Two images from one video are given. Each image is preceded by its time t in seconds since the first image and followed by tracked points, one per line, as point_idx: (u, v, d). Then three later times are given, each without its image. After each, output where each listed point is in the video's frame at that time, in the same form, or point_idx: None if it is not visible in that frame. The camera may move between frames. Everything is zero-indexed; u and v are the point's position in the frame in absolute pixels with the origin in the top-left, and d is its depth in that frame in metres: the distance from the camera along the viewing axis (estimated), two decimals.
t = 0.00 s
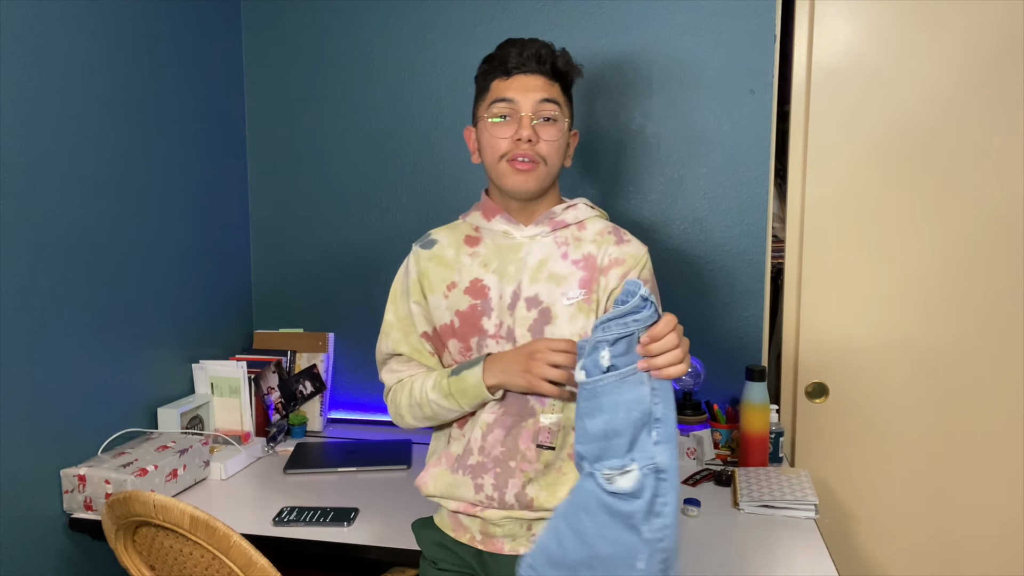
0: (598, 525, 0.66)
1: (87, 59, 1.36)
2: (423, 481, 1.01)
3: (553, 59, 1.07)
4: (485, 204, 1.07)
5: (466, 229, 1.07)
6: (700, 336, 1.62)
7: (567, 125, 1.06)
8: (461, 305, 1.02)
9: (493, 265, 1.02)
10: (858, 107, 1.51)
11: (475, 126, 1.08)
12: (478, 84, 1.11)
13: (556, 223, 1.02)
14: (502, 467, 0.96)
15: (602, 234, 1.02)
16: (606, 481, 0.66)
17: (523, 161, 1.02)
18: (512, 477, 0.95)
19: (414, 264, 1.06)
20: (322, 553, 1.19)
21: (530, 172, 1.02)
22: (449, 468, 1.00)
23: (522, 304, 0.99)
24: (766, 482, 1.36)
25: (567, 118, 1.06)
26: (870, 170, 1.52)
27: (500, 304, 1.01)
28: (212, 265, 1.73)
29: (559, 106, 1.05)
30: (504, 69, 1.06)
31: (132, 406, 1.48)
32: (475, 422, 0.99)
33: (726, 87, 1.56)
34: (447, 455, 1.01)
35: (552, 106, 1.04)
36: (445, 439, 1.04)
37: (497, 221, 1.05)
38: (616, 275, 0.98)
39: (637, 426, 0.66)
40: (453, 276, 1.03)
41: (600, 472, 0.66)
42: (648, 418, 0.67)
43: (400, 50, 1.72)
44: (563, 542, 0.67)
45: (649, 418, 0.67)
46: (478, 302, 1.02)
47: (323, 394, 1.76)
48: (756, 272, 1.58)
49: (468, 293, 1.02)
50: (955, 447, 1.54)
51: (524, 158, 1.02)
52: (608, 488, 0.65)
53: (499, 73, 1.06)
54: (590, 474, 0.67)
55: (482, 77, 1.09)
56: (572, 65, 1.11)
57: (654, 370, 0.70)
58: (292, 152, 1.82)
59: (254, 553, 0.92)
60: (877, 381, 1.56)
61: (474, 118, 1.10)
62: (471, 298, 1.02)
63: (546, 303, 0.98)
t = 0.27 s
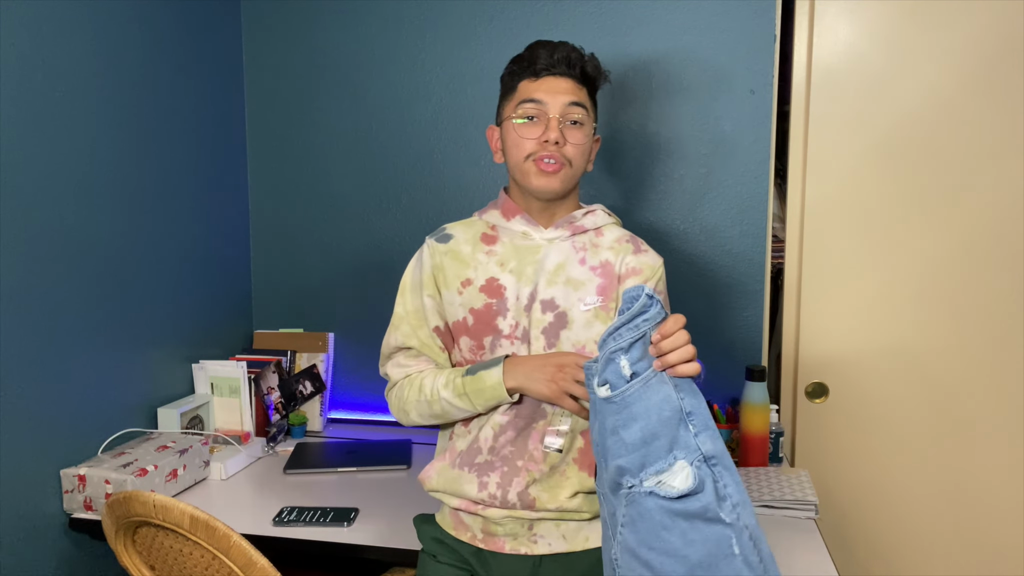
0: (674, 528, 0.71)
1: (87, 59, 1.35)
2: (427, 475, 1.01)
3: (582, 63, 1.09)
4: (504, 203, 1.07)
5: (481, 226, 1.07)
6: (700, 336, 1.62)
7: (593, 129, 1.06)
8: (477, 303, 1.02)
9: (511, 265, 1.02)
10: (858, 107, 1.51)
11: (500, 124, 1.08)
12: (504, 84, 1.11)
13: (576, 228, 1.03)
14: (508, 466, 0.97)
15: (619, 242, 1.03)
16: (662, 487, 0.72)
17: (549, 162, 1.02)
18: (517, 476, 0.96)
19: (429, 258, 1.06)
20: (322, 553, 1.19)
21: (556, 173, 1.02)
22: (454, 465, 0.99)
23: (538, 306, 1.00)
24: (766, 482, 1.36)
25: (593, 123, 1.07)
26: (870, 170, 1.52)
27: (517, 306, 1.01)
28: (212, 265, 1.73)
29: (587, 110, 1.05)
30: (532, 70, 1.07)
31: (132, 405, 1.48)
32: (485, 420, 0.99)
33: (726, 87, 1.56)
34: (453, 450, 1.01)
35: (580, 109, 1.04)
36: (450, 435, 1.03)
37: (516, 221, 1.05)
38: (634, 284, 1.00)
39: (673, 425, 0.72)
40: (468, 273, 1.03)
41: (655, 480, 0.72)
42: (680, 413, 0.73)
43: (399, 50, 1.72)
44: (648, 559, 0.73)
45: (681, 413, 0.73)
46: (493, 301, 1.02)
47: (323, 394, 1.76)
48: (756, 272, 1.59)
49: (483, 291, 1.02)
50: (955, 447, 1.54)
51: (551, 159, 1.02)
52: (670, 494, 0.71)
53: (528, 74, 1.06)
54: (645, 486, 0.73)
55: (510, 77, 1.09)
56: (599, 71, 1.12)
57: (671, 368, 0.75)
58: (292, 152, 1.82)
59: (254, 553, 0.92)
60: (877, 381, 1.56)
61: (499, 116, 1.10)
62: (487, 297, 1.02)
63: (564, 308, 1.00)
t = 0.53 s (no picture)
0: (684, 531, 0.71)
1: (87, 59, 1.36)
2: (423, 478, 1.00)
3: (596, 66, 1.08)
4: (508, 205, 1.07)
5: (482, 226, 1.07)
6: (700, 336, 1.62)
7: (603, 133, 1.06)
8: (479, 305, 1.02)
9: (513, 268, 1.03)
10: (858, 107, 1.51)
11: (511, 124, 1.07)
12: (515, 82, 1.10)
13: (579, 232, 1.04)
14: (505, 471, 0.97)
15: (622, 248, 1.04)
16: (672, 490, 0.72)
17: (561, 165, 1.02)
18: (514, 481, 0.96)
19: (428, 257, 1.05)
20: (321, 553, 1.19)
21: (566, 176, 1.02)
22: (450, 468, 0.99)
23: (540, 311, 1.00)
24: (766, 482, 1.36)
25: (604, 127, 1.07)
26: (870, 171, 1.52)
27: (519, 310, 1.01)
28: (212, 265, 1.73)
29: (599, 114, 1.05)
30: (545, 70, 1.06)
31: (132, 405, 1.48)
32: (482, 426, 0.99)
33: (727, 87, 1.56)
34: (448, 456, 1.00)
35: (593, 114, 1.04)
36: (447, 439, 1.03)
37: (519, 223, 1.05)
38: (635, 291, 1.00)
39: (681, 427, 0.72)
40: (469, 274, 1.03)
41: (664, 482, 0.72)
42: (688, 415, 0.73)
43: (399, 49, 1.72)
44: (658, 562, 0.73)
45: (689, 414, 0.73)
46: (494, 304, 1.02)
47: (323, 394, 1.76)
48: (756, 272, 1.59)
49: (485, 294, 1.02)
50: (956, 447, 1.54)
51: (563, 162, 1.02)
52: (680, 497, 0.71)
53: (540, 73, 1.06)
54: (654, 489, 0.73)
55: (521, 76, 1.08)
56: (612, 75, 1.12)
57: (678, 369, 0.75)
58: (292, 151, 1.82)
59: (254, 553, 0.92)
60: (877, 381, 1.56)
61: (509, 116, 1.09)
62: (489, 300, 1.02)
63: (564, 313, 1.00)
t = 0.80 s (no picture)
0: (654, 551, 0.74)
1: (87, 59, 1.36)
2: (423, 484, 1.01)
3: (577, 65, 1.07)
4: (496, 210, 1.07)
5: (474, 233, 1.06)
6: (700, 336, 1.62)
7: (589, 133, 1.06)
8: (472, 313, 1.02)
9: (505, 274, 1.02)
10: (858, 107, 1.51)
11: (494, 129, 1.07)
12: (498, 85, 1.09)
13: (570, 233, 1.03)
14: (506, 475, 0.97)
15: (614, 247, 1.03)
16: (649, 510, 0.75)
17: (546, 170, 1.02)
18: (514, 484, 0.96)
19: (419, 267, 1.05)
20: (321, 553, 1.19)
21: (552, 181, 1.02)
22: (450, 474, 0.99)
23: (534, 315, 1.01)
24: (766, 482, 1.36)
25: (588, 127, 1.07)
26: (870, 170, 1.52)
27: (513, 315, 1.01)
28: (212, 265, 1.73)
29: (582, 115, 1.05)
30: (526, 73, 1.05)
31: (132, 405, 1.48)
32: (482, 432, 0.99)
33: (726, 87, 1.56)
34: (448, 462, 1.00)
35: (576, 116, 1.04)
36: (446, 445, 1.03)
37: (509, 228, 1.05)
38: (629, 292, 1.00)
39: (665, 449, 0.75)
40: (461, 282, 1.03)
41: (642, 502, 0.75)
42: (673, 438, 0.75)
43: (399, 49, 1.72)
44: None
45: (675, 438, 0.75)
46: (488, 311, 1.02)
47: (323, 394, 1.76)
48: (756, 272, 1.58)
49: (478, 301, 1.02)
50: (956, 446, 1.54)
51: (547, 167, 1.02)
52: (656, 518, 0.74)
53: (521, 77, 1.05)
54: (632, 506, 0.76)
55: (504, 79, 1.08)
56: (595, 72, 1.11)
57: (670, 391, 0.77)
58: (292, 151, 1.82)
59: (253, 554, 0.92)
60: (877, 382, 1.56)
61: (492, 119, 1.09)
62: (482, 307, 1.02)
63: (559, 317, 1.00)
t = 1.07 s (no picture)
0: (631, 556, 0.74)
1: (87, 59, 1.36)
2: (424, 490, 1.00)
3: (564, 65, 1.07)
4: (488, 212, 1.07)
5: (467, 234, 1.07)
6: (700, 336, 1.62)
7: (578, 133, 1.05)
8: (465, 315, 1.02)
9: (498, 276, 1.03)
10: (858, 107, 1.51)
11: (483, 132, 1.07)
12: (486, 88, 1.10)
13: (561, 233, 1.03)
14: (506, 476, 0.97)
15: (607, 245, 1.03)
16: (628, 515, 0.75)
17: (533, 172, 1.02)
18: (514, 485, 0.96)
19: (414, 269, 1.05)
20: (321, 553, 1.19)
21: (541, 182, 1.02)
22: (451, 478, 0.99)
23: (527, 316, 1.01)
24: (766, 483, 1.36)
25: (577, 127, 1.06)
26: (870, 171, 1.52)
27: (506, 317, 1.02)
28: (212, 265, 1.73)
29: (570, 115, 1.04)
30: (513, 75, 1.05)
31: (133, 405, 1.48)
32: (481, 435, 0.99)
33: (727, 87, 1.56)
34: (449, 466, 1.00)
35: (563, 116, 1.03)
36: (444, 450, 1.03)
37: (501, 229, 1.05)
38: (621, 290, 1.00)
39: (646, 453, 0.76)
40: (455, 284, 1.03)
41: (623, 506, 0.75)
42: (653, 443, 0.77)
43: (400, 49, 1.72)
44: None
45: (654, 443, 0.77)
46: (481, 312, 1.02)
47: (323, 394, 1.76)
48: (756, 272, 1.58)
49: (471, 303, 1.02)
50: (956, 447, 1.54)
51: (535, 168, 1.02)
52: (636, 522, 0.74)
53: (508, 79, 1.05)
54: (612, 511, 0.75)
55: (492, 81, 1.08)
56: (583, 72, 1.11)
57: (658, 395, 0.80)
58: (292, 152, 1.82)
59: (253, 554, 0.92)
60: (877, 382, 1.56)
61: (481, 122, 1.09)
62: (475, 309, 1.02)
63: (552, 318, 1.00)
